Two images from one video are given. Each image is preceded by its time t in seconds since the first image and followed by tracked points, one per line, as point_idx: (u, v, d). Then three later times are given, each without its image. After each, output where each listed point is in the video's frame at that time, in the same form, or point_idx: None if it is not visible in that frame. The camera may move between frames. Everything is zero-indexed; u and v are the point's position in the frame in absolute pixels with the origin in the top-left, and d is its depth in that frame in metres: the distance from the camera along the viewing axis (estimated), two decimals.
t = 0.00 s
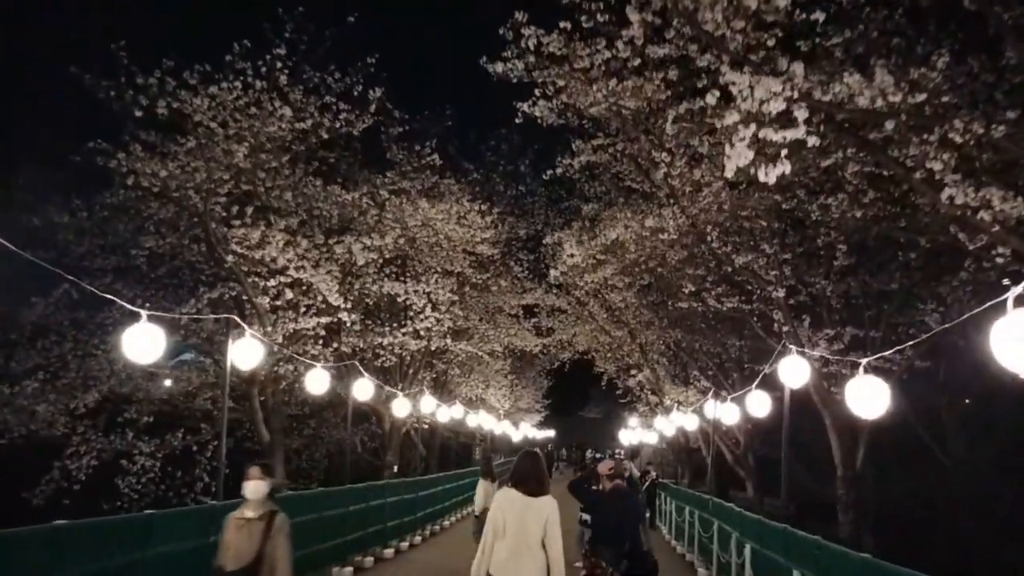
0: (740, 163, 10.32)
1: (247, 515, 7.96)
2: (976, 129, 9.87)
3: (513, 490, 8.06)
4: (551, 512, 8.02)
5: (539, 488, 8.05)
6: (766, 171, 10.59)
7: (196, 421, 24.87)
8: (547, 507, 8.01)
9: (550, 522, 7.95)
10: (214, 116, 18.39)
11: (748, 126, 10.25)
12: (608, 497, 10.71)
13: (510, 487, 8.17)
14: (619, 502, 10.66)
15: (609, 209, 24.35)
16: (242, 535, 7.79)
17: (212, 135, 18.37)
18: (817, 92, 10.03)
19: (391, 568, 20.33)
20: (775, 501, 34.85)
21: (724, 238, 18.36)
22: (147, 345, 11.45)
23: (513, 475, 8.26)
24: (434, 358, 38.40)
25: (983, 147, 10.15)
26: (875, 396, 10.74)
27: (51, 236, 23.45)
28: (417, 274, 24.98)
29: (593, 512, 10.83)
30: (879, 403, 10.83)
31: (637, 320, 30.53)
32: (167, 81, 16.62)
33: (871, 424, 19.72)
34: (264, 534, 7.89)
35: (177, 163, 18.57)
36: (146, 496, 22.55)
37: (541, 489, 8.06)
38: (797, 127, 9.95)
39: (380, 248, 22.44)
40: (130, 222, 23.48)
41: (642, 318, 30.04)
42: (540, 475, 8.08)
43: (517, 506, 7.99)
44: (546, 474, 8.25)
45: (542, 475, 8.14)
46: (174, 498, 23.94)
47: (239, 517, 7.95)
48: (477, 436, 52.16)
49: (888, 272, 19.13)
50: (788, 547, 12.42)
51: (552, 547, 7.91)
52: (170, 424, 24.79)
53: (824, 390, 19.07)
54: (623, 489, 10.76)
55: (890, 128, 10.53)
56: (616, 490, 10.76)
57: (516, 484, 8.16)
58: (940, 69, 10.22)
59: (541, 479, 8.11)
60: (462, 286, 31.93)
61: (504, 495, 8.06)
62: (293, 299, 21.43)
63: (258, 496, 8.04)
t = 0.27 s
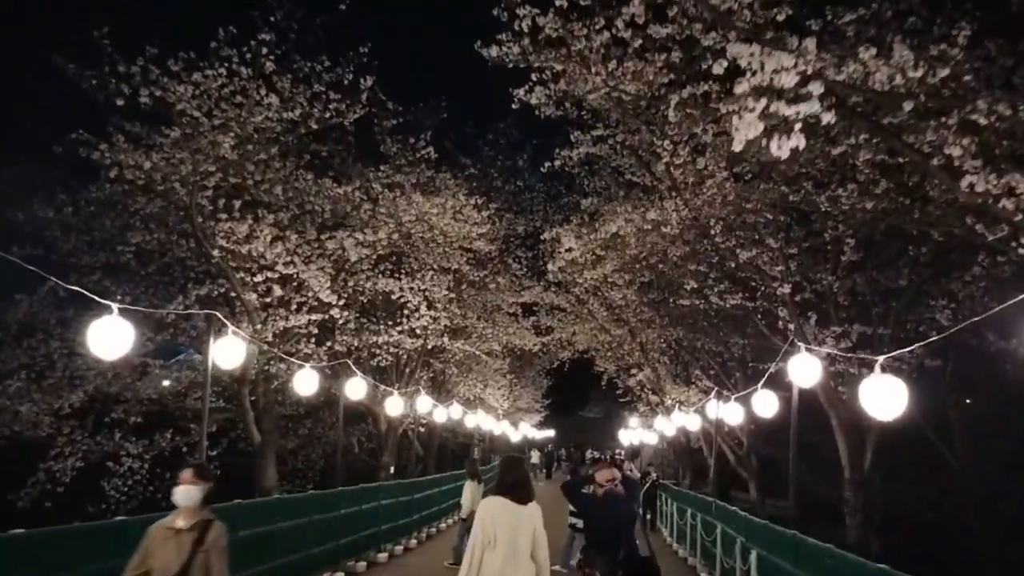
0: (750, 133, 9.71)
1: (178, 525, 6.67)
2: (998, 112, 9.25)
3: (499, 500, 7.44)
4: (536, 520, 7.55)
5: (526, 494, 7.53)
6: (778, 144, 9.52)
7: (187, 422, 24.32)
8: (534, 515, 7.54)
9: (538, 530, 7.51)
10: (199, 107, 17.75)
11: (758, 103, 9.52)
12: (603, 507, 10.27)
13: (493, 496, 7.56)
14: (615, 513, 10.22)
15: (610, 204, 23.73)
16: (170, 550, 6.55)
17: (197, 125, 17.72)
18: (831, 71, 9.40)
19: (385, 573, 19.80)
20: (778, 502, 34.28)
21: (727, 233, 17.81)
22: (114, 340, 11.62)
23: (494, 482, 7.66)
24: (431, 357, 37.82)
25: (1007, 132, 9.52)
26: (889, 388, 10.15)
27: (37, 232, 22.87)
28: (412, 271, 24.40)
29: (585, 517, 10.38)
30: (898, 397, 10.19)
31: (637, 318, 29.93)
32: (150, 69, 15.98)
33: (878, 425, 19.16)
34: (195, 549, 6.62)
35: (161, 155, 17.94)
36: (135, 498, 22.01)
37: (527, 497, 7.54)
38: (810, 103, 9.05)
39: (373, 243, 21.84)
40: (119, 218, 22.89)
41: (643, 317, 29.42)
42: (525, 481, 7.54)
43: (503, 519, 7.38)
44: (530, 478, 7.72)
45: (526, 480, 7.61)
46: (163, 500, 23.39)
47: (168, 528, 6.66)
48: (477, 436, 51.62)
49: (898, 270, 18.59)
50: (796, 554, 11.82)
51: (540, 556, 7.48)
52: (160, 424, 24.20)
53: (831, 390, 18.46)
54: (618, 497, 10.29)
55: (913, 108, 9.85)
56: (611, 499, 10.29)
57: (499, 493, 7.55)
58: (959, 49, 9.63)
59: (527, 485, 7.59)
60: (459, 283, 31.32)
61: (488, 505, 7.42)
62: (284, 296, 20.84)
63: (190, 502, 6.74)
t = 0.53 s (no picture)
0: (777, 92, 8.97)
1: (97, 536, 5.66)
2: None
3: (474, 498, 6.95)
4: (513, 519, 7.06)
5: (502, 492, 7.06)
6: (810, 100, 9.03)
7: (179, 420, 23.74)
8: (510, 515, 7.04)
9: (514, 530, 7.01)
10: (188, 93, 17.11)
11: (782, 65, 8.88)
12: (592, 511, 9.53)
13: (466, 495, 7.08)
14: (607, 517, 9.49)
15: (613, 198, 23.17)
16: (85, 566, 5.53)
17: (186, 112, 17.10)
18: (854, 39, 8.75)
19: None
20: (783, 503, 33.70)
21: (735, 224, 17.22)
22: (86, 331, 10.08)
23: (467, 479, 7.19)
24: (430, 356, 37.26)
25: None
26: (911, 379, 9.83)
27: (24, 226, 22.24)
28: (409, 266, 23.86)
29: (573, 519, 9.66)
30: (921, 388, 9.88)
31: (640, 315, 29.33)
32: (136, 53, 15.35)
33: (889, 423, 18.60)
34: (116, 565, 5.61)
35: (150, 144, 17.33)
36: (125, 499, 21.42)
37: (503, 494, 7.06)
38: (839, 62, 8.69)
39: (369, 237, 21.30)
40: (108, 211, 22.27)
41: (646, 313, 28.84)
42: (500, 478, 7.08)
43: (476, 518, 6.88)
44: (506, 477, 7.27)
45: (501, 477, 7.14)
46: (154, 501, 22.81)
47: (86, 540, 5.65)
48: (477, 436, 51.03)
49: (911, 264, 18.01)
50: (810, 557, 11.24)
51: (517, 559, 6.97)
52: (153, 423, 23.67)
53: (842, 386, 17.90)
54: (609, 499, 9.54)
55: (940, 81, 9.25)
56: (601, 501, 9.54)
57: (474, 492, 7.08)
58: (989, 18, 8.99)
59: (502, 482, 7.13)
60: (459, 279, 30.76)
61: (462, 504, 6.93)
62: (278, 290, 20.31)
63: (115, 511, 5.76)
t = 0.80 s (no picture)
0: (801, 56, 8.40)
1: None
2: None
3: (445, 505, 6.57)
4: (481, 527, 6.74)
5: (472, 498, 6.70)
6: (842, 67, 8.40)
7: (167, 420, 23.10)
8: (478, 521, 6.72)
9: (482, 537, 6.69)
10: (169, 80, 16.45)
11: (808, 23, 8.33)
12: (577, 512, 9.06)
13: (433, 501, 6.66)
14: (593, 520, 9.01)
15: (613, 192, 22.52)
16: None
17: (168, 100, 16.44)
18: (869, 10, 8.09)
19: None
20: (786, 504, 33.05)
21: (738, 217, 16.56)
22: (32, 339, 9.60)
23: (433, 484, 6.75)
24: (427, 354, 36.60)
25: None
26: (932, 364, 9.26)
27: (6, 219, 21.58)
28: (403, 262, 23.24)
29: (558, 519, 9.21)
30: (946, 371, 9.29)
31: (641, 313, 28.68)
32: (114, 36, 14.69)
33: (898, 424, 17.95)
34: None
35: (130, 133, 16.66)
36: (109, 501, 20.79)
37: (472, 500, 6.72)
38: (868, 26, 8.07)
39: (361, 232, 20.70)
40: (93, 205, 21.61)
41: (646, 310, 28.20)
42: (470, 485, 6.71)
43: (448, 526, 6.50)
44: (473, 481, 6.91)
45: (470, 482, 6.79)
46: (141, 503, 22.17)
47: None
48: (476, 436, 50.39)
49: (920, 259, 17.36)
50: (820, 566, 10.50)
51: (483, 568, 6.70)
52: (141, 423, 23.05)
53: (849, 386, 17.22)
54: (598, 500, 9.05)
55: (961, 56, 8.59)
56: (587, 502, 9.05)
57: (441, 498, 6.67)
58: None
59: (472, 488, 6.77)
60: (455, 276, 30.13)
61: (432, 513, 6.52)
62: (266, 286, 19.69)
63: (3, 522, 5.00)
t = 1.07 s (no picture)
0: None
1: None
2: None
3: (406, 501, 6.46)
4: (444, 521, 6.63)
5: (434, 494, 6.61)
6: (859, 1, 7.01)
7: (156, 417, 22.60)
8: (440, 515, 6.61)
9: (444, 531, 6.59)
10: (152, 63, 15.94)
11: None
12: (570, 510, 8.52)
13: (394, 497, 6.57)
14: (587, 520, 8.48)
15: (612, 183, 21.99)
16: None
17: (150, 84, 15.93)
18: None
19: None
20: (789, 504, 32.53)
21: (741, 206, 16.03)
22: None
23: (395, 481, 6.65)
24: (424, 351, 36.07)
25: None
26: (956, 349, 9.14)
27: None
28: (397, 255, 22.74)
29: (548, 517, 8.68)
30: (972, 358, 9.21)
31: (641, 309, 28.16)
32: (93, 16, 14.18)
33: (905, 420, 17.41)
34: None
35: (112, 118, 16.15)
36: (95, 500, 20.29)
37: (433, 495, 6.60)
38: None
39: (353, 224, 20.20)
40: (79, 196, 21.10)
41: (647, 306, 27.65)
42: (432, 482, 6.59)
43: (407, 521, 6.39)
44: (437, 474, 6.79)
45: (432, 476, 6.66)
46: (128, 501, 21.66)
47: None
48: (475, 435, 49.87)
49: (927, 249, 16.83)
50: (825, 568, 9.97)
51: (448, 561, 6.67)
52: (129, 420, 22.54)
53: (855, 381, 16.70)
54: (593, 498, 8.52)
55: (981, 19, 8.06)
56: (581, 500, 8.52)
57: (403, 493, 6.58)
58: None
59: (434, 484, 6.64)
60: (452, 271, 29.60)
61: (394, 510, 6.42)
62: (255, 279, 19.20)
63: None
